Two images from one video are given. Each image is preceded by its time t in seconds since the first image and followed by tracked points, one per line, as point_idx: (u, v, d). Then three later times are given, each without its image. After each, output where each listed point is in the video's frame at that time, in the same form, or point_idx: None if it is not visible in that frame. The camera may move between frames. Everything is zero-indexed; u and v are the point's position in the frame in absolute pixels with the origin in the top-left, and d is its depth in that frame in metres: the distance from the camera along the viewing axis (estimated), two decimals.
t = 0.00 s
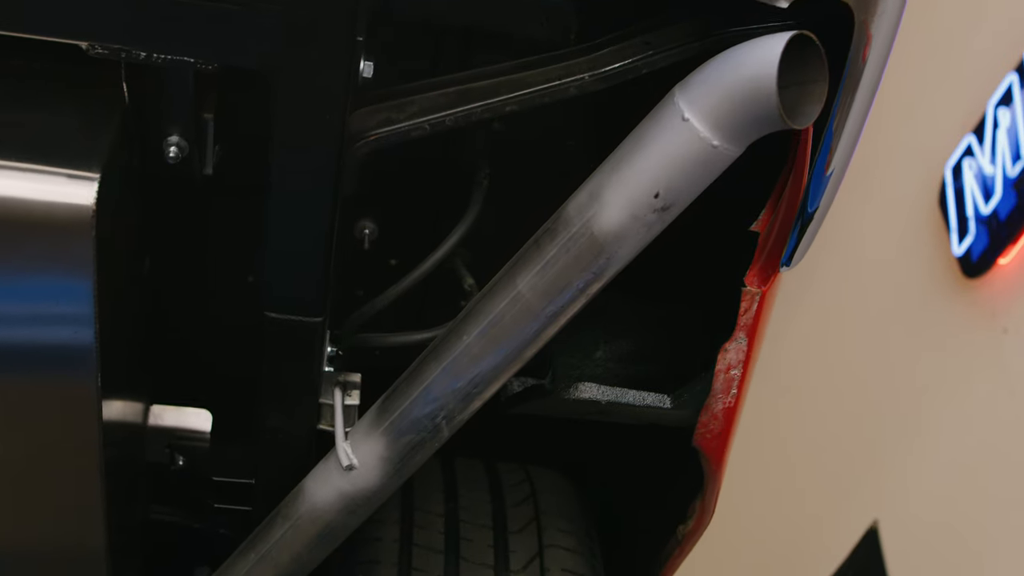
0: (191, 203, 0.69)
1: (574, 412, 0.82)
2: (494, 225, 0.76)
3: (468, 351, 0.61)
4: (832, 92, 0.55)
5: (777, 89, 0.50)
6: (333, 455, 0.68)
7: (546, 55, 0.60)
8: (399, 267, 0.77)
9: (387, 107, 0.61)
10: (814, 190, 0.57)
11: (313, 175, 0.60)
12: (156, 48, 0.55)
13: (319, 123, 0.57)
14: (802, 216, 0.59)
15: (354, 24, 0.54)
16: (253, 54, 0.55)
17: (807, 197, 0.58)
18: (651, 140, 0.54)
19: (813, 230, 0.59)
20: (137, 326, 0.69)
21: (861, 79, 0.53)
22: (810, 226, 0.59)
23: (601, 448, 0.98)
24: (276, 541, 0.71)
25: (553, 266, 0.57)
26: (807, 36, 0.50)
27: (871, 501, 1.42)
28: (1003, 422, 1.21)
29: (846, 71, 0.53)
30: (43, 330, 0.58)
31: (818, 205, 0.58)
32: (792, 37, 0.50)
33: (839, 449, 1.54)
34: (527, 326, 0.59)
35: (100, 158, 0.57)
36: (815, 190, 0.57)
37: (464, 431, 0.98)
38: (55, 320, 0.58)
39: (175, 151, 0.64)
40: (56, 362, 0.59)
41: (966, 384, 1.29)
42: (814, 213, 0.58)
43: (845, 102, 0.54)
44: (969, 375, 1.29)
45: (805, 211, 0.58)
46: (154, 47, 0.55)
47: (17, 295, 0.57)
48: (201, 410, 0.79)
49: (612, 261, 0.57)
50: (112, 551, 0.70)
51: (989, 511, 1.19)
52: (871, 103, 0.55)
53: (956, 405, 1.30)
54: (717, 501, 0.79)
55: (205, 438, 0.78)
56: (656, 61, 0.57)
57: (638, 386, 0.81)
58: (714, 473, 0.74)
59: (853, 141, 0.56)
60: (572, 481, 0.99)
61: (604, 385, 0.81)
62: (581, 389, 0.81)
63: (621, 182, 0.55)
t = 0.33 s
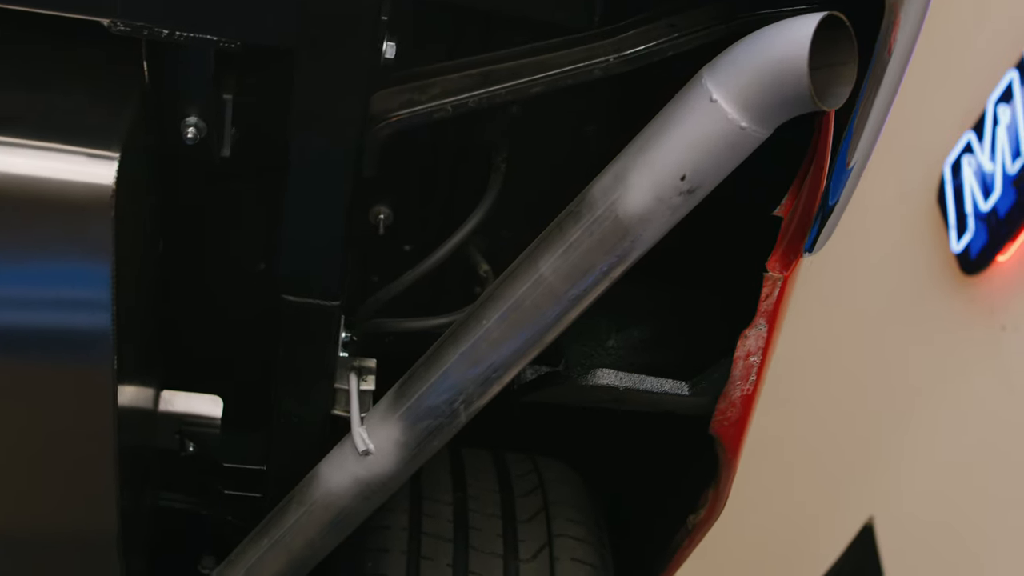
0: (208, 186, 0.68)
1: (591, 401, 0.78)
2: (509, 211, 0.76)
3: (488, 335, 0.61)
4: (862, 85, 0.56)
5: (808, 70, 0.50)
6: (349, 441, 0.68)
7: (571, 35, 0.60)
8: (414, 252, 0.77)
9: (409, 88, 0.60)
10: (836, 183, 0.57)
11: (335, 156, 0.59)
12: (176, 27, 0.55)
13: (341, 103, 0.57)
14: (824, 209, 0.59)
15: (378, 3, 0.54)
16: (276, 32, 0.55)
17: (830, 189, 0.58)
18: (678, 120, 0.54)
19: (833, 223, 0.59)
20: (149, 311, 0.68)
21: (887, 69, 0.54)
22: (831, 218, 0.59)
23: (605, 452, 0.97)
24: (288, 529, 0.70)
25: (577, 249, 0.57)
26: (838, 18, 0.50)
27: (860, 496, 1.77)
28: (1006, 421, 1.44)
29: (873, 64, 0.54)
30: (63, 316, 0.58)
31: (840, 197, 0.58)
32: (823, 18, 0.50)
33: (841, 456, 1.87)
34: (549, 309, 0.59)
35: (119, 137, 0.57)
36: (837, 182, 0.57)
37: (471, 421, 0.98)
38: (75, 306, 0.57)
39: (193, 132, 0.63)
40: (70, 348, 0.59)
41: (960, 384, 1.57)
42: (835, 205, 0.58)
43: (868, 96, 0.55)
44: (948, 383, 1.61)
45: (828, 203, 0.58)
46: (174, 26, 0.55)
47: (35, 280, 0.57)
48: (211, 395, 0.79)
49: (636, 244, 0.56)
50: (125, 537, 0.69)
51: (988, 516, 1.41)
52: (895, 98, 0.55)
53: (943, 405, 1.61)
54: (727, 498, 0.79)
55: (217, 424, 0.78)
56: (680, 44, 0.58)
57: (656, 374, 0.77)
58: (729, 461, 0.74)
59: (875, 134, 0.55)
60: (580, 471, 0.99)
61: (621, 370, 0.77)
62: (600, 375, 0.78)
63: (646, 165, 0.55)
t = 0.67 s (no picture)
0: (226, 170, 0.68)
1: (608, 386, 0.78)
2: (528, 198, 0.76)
3: (513, 319, 0.60)
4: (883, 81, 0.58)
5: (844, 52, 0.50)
6: (368, 427, 0.67)
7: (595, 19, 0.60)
8: (430, 239, 0.77)
9: (434, 70, 0.60)
10: (860, 177, 0.59)
11: (361, 139, 0.59)
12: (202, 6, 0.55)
13: (368, 84, 0.57)
14: (846, 203, 0.61)
15: None
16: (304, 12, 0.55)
17: (852, 184, 0.60)
18: (709, 102, 0.53)
19: (856, 215, 0.61)
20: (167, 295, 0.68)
21: (913, 63, 0.56)
22: (853, 211, 0.61)
23: (618, 448, 0.97)
24: (304, 516, 0.70)
25: (604, 232, 0.57)
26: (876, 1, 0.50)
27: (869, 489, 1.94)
28: (1003, 414, 1.70)
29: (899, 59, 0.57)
30: (77, 303, 0.57)
31: (863, 192, 0.60)
32: None
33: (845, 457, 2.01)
34: (575, 293, 0.59)
35: (143, 116, 0.57)
36: (860, 177, 0.59)
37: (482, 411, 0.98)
38: (92, 292, 0.57)
39: (215, 114, 0.63)
40: (92, 334, 0.58)
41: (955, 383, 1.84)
42: (858, 199, 0.60)
43: (893, 91, 0.57)
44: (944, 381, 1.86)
45: (850, 198, 0.60)
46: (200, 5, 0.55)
47: (51, 266, 0.56)
48: (226, 381, 0.78)
49: (665, 227, 0.56)
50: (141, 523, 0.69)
51: (989, 516, 1.66)
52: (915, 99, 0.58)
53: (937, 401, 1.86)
54: (742, 489, 0.78)
55: (232, 412, 0.78)
56: (711, 24, 0.58)
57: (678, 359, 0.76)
58: (748, 449, 0.73)
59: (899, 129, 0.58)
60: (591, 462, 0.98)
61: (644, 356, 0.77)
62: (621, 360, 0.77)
63: (676, 148, 0.54)
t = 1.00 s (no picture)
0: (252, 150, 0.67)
1: (629, 372, 0.77)
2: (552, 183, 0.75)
3: (542, 303, 0.60)
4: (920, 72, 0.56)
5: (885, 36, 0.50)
6: (393, 412, 0.67)
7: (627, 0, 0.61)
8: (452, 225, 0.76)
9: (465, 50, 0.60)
10: (889, 171, 0.58)
11: (392, 118, 0.59)
12: None
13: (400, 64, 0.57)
14: (875, 196, 0.60)
15: None
16: None
17: (881, 178, 0.59)
18: (745, 84, 0.53)
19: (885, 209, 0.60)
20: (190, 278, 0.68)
21: (943, 62, 0.54)
22: (882, 205, 0.60)
23: (631, 441, 0.96)
24: (329, 500, 0.70)
25: (637, 215, 0.56)
26: None
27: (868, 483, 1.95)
28: (1000, 407, 1.71)
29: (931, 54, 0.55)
30: (98, 287, 0.56)
31: (891, 186, 0.59)
32: None
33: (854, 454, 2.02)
34: (607, 277, 0.58)
35: (173, 95, 0.56)
36: (889, 171, 0.59)
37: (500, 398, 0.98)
38: (116, 276, 0.56)
39: (243, 94, 0.62)
40: (117, 320, 0.57)
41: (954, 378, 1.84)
42: (886, 194, 0.59)
43: (926, 86, 0.56)
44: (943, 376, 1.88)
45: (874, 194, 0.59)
46: None
47: (73, 250, 0.56)
48: (246, 366, 0.79)
49: (699, 210, 0.56)
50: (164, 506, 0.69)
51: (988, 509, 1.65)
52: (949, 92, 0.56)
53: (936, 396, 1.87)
54: (763, 477, 0.78)
55: (250, 397, 0.78)
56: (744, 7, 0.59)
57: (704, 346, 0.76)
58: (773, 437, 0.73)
59: (928, 126, 0.56)
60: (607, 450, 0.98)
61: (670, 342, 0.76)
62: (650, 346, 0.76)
63: (711, 129, 0.54)
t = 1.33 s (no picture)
0: (283, 132, 0.67)
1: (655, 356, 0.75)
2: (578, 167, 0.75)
3: (576, 285, 0.60)
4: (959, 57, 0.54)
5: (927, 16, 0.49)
6: (423, 394, 0.67)
7: None
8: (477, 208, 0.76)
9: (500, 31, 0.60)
10: (921, 160, 0.57)
11: (427, 99, 0.58)
12: None
13: (435, 44, 0.56)
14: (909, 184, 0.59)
15: None
16: None
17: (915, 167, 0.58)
18: (786, 64, 0.53)
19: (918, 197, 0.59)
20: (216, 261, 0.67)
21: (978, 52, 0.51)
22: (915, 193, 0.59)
23: (652, 429, 0.96)
24: (356, 482, 0.70)
25: (674, 196, 0.56)
26: None
27: (868, 474, 1.96)
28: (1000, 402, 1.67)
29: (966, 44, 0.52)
30: (129, 271, 0.56)
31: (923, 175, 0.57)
32: None
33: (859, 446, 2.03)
34: (642, 259, 0.58)
35: (207, 74, 0.56)
36: (921, 160, 0.57)
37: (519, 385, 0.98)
38: (148, 260, 0.56)
39: (275, 75, 0.62)
40: (149, 304, 0.57)
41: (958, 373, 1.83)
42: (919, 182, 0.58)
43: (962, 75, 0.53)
44: (946, 369, 1.87)
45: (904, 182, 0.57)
46: None
47: (106, 235, 0.55)
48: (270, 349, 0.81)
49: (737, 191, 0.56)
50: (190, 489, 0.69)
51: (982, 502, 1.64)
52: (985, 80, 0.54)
53: (938, 388, 1.87)
54: (785, 464, 0.77)
55: (271, 385, 0.81)
56: None
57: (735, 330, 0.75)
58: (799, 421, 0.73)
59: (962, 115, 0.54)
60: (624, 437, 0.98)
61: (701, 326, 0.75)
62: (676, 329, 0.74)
63: (751, 110, 0.54)
